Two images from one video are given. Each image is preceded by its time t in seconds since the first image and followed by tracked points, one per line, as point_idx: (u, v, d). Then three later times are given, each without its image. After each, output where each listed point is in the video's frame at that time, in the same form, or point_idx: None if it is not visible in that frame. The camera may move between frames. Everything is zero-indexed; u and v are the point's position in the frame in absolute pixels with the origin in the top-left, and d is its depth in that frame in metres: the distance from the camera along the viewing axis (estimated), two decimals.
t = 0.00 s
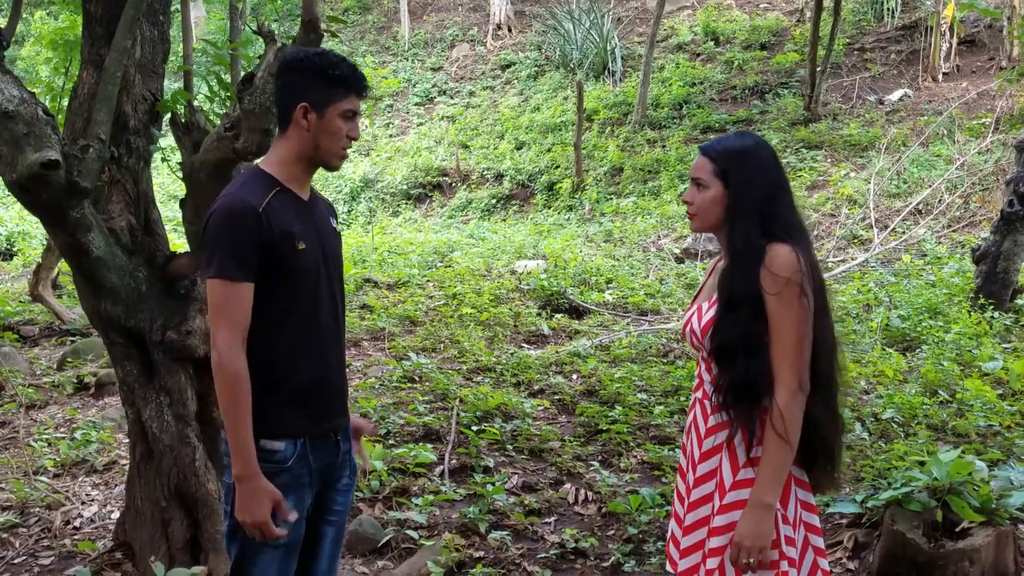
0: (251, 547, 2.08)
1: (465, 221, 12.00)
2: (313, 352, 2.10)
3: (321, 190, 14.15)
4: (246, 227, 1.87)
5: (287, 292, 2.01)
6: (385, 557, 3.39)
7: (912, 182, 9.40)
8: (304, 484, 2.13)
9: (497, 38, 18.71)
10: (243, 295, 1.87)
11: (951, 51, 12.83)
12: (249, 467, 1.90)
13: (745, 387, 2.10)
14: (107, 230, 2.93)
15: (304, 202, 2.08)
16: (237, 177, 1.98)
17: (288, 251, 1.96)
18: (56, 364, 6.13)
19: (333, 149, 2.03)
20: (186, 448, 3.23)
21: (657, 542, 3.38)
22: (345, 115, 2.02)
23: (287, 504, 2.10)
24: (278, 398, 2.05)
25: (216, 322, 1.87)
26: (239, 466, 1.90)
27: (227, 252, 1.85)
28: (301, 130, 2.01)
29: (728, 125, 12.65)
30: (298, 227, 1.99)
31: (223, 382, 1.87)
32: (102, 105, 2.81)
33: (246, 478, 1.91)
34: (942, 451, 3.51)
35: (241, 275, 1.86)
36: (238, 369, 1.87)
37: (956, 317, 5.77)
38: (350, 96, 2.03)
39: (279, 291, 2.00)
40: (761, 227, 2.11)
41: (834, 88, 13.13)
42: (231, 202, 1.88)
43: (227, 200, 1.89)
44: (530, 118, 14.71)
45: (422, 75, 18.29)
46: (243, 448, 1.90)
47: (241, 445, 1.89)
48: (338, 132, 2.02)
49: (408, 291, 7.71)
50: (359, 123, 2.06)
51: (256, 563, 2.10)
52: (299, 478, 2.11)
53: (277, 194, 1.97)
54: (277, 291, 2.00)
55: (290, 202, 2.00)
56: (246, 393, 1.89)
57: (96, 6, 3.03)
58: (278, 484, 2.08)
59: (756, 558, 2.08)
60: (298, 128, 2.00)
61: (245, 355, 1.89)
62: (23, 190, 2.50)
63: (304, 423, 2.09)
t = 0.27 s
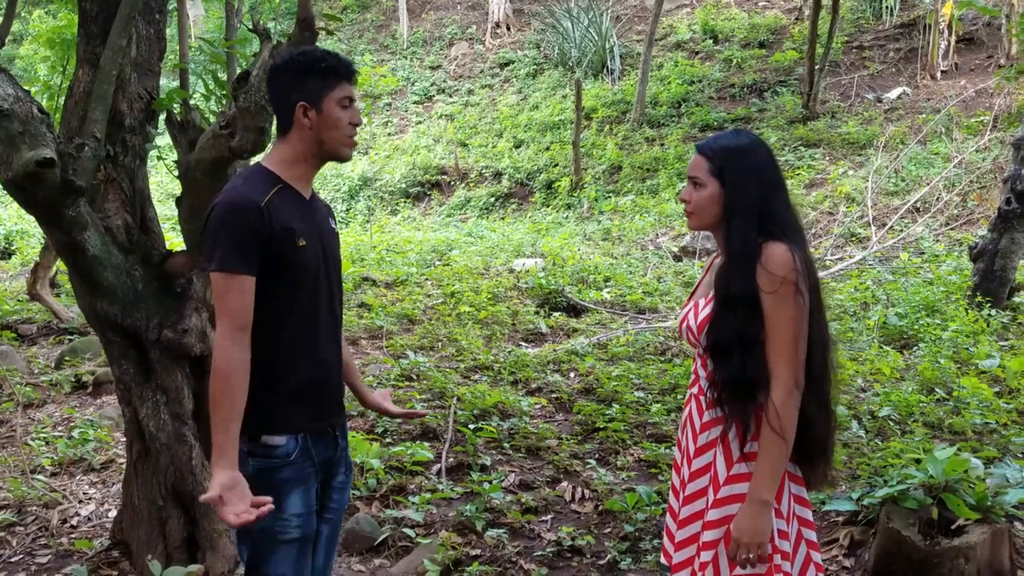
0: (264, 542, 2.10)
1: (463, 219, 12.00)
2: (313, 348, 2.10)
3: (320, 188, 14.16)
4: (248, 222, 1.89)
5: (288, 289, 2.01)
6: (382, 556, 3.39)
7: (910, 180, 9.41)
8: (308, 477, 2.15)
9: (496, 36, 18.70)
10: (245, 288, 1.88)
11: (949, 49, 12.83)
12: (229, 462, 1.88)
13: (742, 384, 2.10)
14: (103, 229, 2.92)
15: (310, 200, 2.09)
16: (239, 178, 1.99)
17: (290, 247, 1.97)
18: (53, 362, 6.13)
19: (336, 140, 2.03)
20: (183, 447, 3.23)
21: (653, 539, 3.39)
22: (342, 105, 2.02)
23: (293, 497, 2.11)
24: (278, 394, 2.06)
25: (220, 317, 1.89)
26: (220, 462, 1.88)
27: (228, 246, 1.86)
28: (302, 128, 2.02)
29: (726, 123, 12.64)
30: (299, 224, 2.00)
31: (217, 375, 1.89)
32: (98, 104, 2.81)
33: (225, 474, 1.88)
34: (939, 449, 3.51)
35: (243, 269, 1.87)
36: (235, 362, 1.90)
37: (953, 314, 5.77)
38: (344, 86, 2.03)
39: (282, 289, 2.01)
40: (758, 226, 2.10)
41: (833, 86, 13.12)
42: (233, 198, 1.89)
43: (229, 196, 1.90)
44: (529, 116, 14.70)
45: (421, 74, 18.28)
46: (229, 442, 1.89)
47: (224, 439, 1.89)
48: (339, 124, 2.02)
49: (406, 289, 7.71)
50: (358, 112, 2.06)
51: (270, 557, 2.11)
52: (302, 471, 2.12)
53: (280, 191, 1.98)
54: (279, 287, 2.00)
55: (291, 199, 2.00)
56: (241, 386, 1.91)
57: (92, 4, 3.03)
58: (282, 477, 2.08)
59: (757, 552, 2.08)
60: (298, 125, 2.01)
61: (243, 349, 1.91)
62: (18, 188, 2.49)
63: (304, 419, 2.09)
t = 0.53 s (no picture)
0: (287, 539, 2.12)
1: (463, 218, 12.00)
2: (315, 346, 2.11)
3: (320, 187, 14.16)
4: (251, 221, 1.91)
5: (291, 288, 2.03)
6: (382, 555, 3.40)
7: (909, 179, 9.41)
8: (322, 472, 2.15)
9: (496, 35, 18.70)
10: (248, 284, 1.90)
11: (949, 48, 12.83)
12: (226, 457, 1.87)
13: (747, 384, 2.11)
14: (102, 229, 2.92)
15: (310, 201, 2.10)
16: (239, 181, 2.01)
17: (294, 245, 1.98)
18: (53, 362, 6.14)
19: (333, 137, 2.04)
20: (183, 447, 3.23)
21: (652, 539, 3.39)
22: (334, 100, 2.03)
23: (311, 492, 2.12)
24: (282, 392, 2.06)
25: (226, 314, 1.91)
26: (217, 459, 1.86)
27: (234, 244, 1.89)
28: (298, 127, 2.03)
29: (726, 122, 12.64)
30: (302, 223, 2.02)
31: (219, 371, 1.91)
32: (97, 104, 2.81)
33: (220, 471, 1.86)
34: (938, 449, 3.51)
35: (247, 266, 1.89)
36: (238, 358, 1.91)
37: (952, 314, 5.78)
38: (333, 81, 2.05)
39: (285, 287, 2.02)
40: (762, 227, 2.11)
41: (832, 86, 13.13)
42: (236, 197, 1.92)
43: (233, 195, 1.93)
44: (529, 115, 14.70)
45: (421, 73, 18.28)
46: (229, 439, 1.88)
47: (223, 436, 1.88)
48: (333, 119, 2.03)
49: (405, 289, 7.72)
50: (351, 106, 2.07)
51: (294, 553, 2.13)
52: (316, 467, 2.13)
53: (282, 190, 2.00)
54: (282, 286, 2.02)
55: (293, 198, 2.02)
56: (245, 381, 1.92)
57: (92, 4, 3.03)
58: (297, 474, 2.08)
59: (767, 548, 2.08)
60: (294, 125, 2.03)
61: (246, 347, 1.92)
62: (18, 188, 2.50)
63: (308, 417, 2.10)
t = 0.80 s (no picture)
0: (310, 531, 2.13)
1: (463, 217, 12.01)
2: (318, 344, 2.12)
3: (320, 187, 14.17)
4: (251, 220, 1.92)
5: (295, 286, 2.04)
6: (383, 553, 3.41)
7: (909, 178, 9.41)
8: (334, 462, 2.18)
9: (496, 34, 18.69)
10: (254, 283, 1.91)
11: (949, 47, 12.83)
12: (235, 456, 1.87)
13: (757, 381, 2.12)
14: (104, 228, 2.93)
15: (308, 200, 2.10)
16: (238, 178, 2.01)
17: (294, 243, 1.99)
18: (54, 361, 6.15)
19: (332, 139, 2.05)
20: (186, 445, 3.23)
21: (652, 538, 3.40)
22: (337, 106, 2.04)
23: (330, 481, 2.15)
24: (288, 389, 2.07)
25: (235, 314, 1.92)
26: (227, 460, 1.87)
27: (235, 243, 1.90)
28: (298, 128, 2.03)
29: (726, 122, 12.64)
30: (302, 221, 2.03)
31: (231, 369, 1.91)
32: (99, 103, 2.81)
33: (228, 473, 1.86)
34: (937, 447, 3.52)
35: (250, 264, 1.90)
36: (249, 354, 1.91)
37: (952, 313, 5.78)
38: (338, 85, 2.05)
39: (288, 285, 2.04)
40: (771, 226, 2.11)
41: (832, 85, 13.13)
42: (236, 197, 1.93)
43: (232, 194, 1.94)
44: (529, 114, 14.71)
45: (421, 72, 18.28)
46: (242, 442, 1.88)
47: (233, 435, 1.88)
48: (335, 122, 2.03)
49: (406, 288, 7.72)
50: (354, 112, 2.07)
51: (319, 543, 2.15)
52: (329, 456, 2.15)
53: (281, 189, 2.01)
54: (284, 283, 2.03)
55: (292, 197, 2.03)
56: (258, 378, 1.93)
57: (94, 3, 3.03)
58: (315, 465, 2.11)
59: (784, 542, 2.10)
60: (294, 126, 2.03)
61: (257, 344, 1.93)
62: (20, 186, 2.50)
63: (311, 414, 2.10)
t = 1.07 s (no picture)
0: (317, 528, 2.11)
1: (463, 217, 12.01)
2: (317, 343, 2.12)
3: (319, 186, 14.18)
4: (254, 219, 1.92)
5: (296, 285, 2.05)
6: (382, 552, 3.41)
7: (908, 177, 9.41)
8: (335, 457, 2.18)
9: (495, 34, 18.69)
10: (256, 283, 1.91)
11: (948, 45, 12.83)
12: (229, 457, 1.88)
13: (758, 378, 2.12)
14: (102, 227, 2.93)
15: (308, 200, 2.10)
16: (239, 176, 2.01)
17: (295, 242, 2.00)
18: (54, 360, 6.15)
19: (333, 140, 2.05)
20: (184, 444, 3.23)
21: (651, 536, 3.41)
22: (339, 105, 2.04)
23: (332, 476, 2.14)
24: (287, 387, 2.07)
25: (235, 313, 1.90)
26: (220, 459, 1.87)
27: (238, 241, 1.90)
28: (299, 127, 2.04)
29: (725, 120, 12.65)
30: (303, 221, 2.04)
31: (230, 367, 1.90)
32: (97, 103, 2.82)
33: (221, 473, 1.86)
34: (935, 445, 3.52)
35: (253, 263, 1.90)
36: (249, 354, 1.90)
37: (951, 311, 5.79)
38: (340, 86, 2.05)
39: (290, 283, 2.04)
40: (771, 226, 2.12)
41: (831, 83, 13.14)
42: (239, 195, 1.93)
43: (235, 193, 1.94)
44: (528, 113, 14.71)
45: (420, 71, 18.29)
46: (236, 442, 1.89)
47: (229, 434, 1.88)
48: (336, 123, 2.04)
49: (405, 287, 7.73)
50: (355, 112, 2.08)
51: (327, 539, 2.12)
52: (329, 452, 2.15)
53: (283, 188, 2.01)
54: (284, 283, 2.03)
55: (293, 196, 2.04)
56: (256, 378, 1.91)
57: (91, 3, 3.03)
58: (316, 461, 2.10)
59: (784, 536, 2.11)
60: (295, 125, 2.03)
61: (256, 345, 1.91)
62: (18, 186, 2.51)
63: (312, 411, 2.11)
